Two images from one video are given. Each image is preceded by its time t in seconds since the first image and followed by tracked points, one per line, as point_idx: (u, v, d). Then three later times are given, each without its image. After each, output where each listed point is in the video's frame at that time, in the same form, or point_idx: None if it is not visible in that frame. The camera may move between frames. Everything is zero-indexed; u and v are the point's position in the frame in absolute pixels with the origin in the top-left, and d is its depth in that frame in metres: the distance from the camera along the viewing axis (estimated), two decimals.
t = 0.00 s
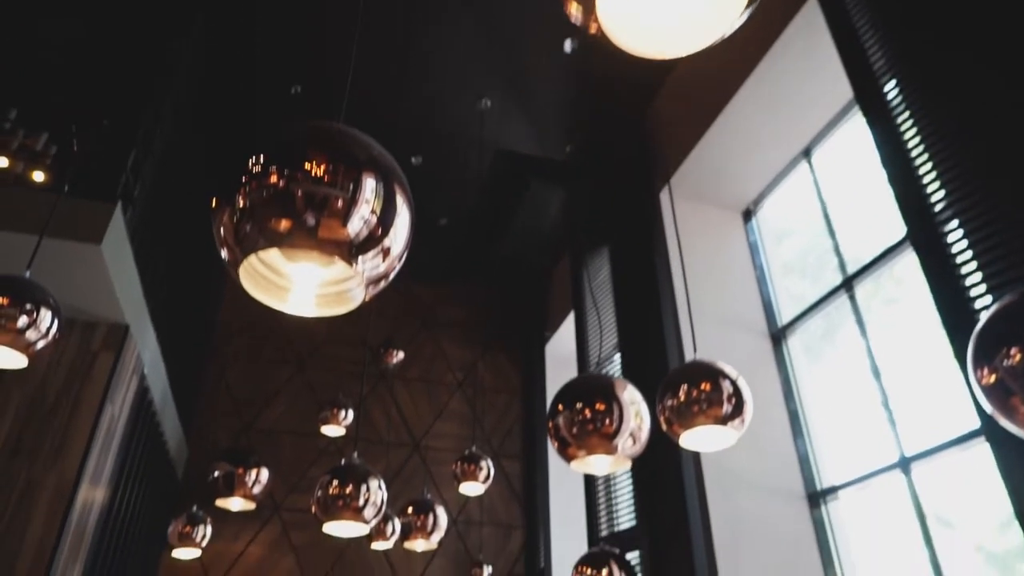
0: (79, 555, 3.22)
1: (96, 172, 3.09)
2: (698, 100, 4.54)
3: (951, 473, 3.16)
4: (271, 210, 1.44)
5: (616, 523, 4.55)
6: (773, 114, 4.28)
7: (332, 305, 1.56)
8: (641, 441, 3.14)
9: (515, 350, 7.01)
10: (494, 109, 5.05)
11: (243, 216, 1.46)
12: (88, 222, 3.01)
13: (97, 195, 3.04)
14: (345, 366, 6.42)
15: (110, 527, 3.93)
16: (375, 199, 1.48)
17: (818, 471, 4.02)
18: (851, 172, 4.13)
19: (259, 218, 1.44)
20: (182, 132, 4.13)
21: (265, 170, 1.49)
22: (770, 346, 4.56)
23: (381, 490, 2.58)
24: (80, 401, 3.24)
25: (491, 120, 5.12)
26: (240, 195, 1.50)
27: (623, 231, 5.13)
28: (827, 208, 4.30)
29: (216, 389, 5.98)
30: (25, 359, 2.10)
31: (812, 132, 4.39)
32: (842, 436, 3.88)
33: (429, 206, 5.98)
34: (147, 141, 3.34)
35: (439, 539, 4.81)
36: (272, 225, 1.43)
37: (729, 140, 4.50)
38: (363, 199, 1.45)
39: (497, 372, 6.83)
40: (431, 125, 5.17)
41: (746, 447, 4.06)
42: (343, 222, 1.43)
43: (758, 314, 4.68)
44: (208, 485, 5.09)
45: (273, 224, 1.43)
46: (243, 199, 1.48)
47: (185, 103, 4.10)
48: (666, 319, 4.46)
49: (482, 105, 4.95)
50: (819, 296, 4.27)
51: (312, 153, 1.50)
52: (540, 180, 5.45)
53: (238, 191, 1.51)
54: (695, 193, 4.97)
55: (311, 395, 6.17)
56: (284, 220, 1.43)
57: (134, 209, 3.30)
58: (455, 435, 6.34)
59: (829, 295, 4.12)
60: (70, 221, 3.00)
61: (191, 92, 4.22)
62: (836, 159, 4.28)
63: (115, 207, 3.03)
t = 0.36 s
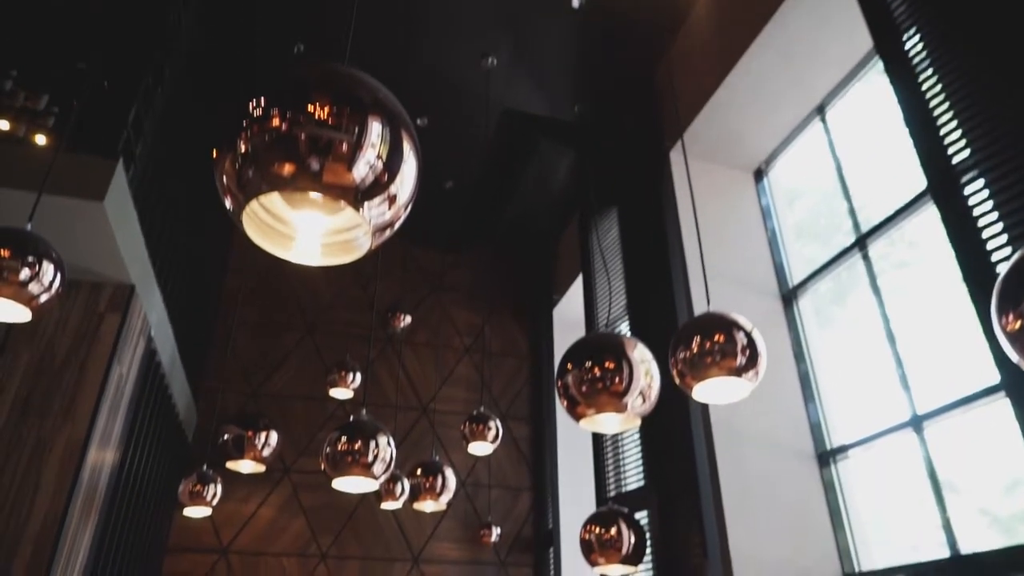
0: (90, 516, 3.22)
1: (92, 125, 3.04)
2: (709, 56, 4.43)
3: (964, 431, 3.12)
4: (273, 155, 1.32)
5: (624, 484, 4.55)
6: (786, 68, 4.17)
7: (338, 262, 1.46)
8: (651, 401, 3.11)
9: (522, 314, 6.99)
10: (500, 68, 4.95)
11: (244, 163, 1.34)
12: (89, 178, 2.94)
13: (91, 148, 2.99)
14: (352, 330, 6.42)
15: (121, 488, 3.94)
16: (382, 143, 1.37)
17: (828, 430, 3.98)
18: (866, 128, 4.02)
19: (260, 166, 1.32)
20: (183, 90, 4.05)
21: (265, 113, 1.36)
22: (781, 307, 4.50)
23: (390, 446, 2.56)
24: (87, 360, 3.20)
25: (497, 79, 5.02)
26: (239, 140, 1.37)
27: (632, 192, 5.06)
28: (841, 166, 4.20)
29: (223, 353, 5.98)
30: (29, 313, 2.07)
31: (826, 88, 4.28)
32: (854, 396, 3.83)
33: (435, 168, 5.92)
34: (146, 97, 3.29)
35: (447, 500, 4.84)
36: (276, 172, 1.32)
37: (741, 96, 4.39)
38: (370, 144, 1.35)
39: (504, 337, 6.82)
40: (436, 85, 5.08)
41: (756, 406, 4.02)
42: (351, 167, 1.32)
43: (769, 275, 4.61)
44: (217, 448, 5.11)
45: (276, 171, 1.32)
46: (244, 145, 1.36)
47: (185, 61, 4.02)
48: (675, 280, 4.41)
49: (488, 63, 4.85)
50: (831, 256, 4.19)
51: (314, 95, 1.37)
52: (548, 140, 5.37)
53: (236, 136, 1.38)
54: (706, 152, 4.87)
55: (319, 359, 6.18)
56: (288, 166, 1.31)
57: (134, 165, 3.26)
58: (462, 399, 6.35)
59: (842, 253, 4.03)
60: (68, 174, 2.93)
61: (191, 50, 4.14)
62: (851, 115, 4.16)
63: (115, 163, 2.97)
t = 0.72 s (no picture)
0: (100, 477, 3.21)
1: (90, 80, 2.97)
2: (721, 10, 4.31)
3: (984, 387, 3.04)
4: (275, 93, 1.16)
5: (632, 447, 4.54)
6: (801, 22, 4.04)
7: (341, 211, 1.35)
8: (661, 359, 3.03)
9: (530, 279, 6.96)
10: (506, 26, 4.84)
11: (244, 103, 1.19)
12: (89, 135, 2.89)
13: (92, 104, 2.92)
14: (358, 295, 6.38)
15: (130, 450, 3.94)
16: (385, 86, 1.20)
17: (839, 390, 3.92)
18: (884, 82, 3.90)
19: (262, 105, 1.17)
20: (183, 48, 3.96)
21: (264, 50, 1.18)
22: (793, 267, 4.43)
23: (397, 404, 2.53)
24: (93, 317, 3.16)
25: (504, 37, 4.91)
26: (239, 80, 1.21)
27: (642, 153, 4.97)
28: (857, 122, 4.08)
29: (230, 319, 5.97)
30: (27, 266, 2.02)
31: (843, 42, 4.15)
32: (868, 355, 3.76)
33: (441, 130, 5.82)
34: (144, 53, 3.21)
35: (456, 463, 4.85)
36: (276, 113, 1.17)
37: (754, 51, 4.27)
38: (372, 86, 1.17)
39: (511, 301, 6.79)
40: (442, 44, 4.97)
41: (766, 367, 3.96)
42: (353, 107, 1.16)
43: (781, 235, 4.53)
44: (226, 412, 5.12)
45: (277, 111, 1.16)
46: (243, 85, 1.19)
47: (185, 17, 3.93)
48: (685, 242, 4.34)
49: (494, 20, 4.74)
50: (846, 215, 4.09)
51: (316, 29, 1.19)
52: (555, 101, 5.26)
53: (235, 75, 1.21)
54: (717, 111, 4.76)
55: (326, 324, 6.16)
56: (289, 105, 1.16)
57: (134, 123, 3.20)
58: (470, 364, 6.34)
59: (858, 210, 3.92)
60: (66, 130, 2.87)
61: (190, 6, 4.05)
62: (869, 69, 4.04)
63: (115, 119, 2.91)
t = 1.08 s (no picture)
0: (106, 437, 3.18)
1: (84, 32, 2.89)
2: None
3: (1004, 345, 2.96)
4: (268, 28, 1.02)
5: (640, 409, 4.51)
6: None
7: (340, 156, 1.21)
8: (671, 318, 2.99)
9: (537, 244, 6.89)
10: None
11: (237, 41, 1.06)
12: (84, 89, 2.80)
13: (87, 56, 2.85)
14: (363, 261, 6.33)
15: (137, 413, 3.93)
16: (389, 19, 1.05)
17: (852, 350, 3.85)
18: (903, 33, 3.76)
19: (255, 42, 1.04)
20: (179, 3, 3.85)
21: None
22: (805, 227, 4.33)
23: (404, 361, 2.49)
24: (95, 277, 3.11)
25: None
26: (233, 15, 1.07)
27: (651, 112, 4.85)
28: (874, 76, 3.96)
29: (235, 285, 5.94)
30: (21, 217, 1.97)
31: None
32: (882, 313, 3.68)
33: (445, 91, 5.70)
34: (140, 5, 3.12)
35: (463, 427, 4.83)
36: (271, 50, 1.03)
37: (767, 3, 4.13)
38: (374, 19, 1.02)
39: (517, 266, 6.73)
40: None
41: (778, 327, 3.89)
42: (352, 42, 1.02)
43: (794, 194, 4.43)
44: (232, 377, 5.10)
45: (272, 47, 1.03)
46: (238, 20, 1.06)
47: None
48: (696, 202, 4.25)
49: None
50: (861, 172, 3.98)
51: None
52: (563, 59, 5.13)
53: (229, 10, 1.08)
54: (729, 68, 4.64)
55: (331, 289, 6.13)
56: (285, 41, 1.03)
57: (132, 78, 3.14)
58: (477, 329, 6.31)
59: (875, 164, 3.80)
60: (60, 84, 2.78)
61: None
62: (888, 20, 3.90)
63: (111, 72, 2.84)
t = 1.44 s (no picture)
0: (111, 399, 3.16)
1: None
2: None
3: None
4: None
5: (648, 373, 4.47)
6: None
7: (338, 96, 1.13)
8: (683, 277, 2.80)
9: (543, 209, 6.81)
10: None
11: None
12: (76, 42, 2.72)
13: (78, 9, 2.76)
14: (368, 226, 6.26)
15: (142, 376, 3.91)
16: None
17: (866, 311, 3.77)
18: None
19: None
20: None
21: None
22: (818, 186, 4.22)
23: (409, 318, 2.44)
24: (94, 238, 3.06)
25: None
26: None
27: (660, 70, 4.73)
28: (893, 29, 3.80)
29: (240, 251, 5.89)
30: (14, 168, 1.91)
31: None
32: (898, 271, 3.59)
33: (449, 52, 5.57)
34: None
35: (470, 391, 4.80)
36: None
37: None
38: None
39: (523, 232, 6.66)
40: None
41: (790, 288, 3.81)
42: None
43: (807, 152, 4.31)
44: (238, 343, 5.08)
45: None
46: None
47: None
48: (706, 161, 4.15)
49: None
50: (876, 129, 3.85)
51: None
52: (570, 16, 4.99)
53: None
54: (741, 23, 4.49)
55: (336, 255, 6.08)
56: None
57: (126, 33, 3.05)
58: (483, 295, 6.26)
59: (895, 116, 3.65)
60: (51, 37, 2.70)
61: None
62: None
63: (103, 25, 2.75)
